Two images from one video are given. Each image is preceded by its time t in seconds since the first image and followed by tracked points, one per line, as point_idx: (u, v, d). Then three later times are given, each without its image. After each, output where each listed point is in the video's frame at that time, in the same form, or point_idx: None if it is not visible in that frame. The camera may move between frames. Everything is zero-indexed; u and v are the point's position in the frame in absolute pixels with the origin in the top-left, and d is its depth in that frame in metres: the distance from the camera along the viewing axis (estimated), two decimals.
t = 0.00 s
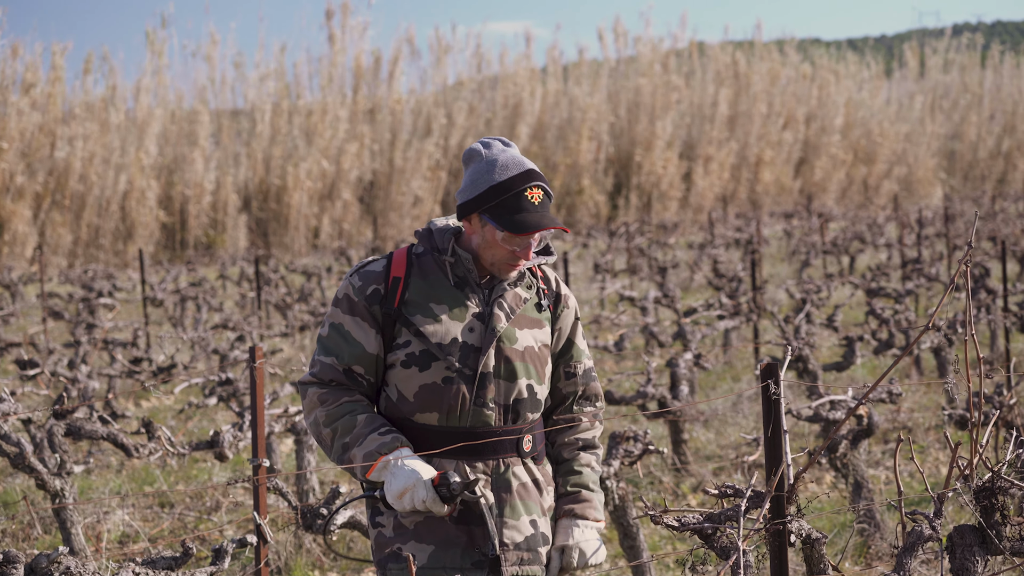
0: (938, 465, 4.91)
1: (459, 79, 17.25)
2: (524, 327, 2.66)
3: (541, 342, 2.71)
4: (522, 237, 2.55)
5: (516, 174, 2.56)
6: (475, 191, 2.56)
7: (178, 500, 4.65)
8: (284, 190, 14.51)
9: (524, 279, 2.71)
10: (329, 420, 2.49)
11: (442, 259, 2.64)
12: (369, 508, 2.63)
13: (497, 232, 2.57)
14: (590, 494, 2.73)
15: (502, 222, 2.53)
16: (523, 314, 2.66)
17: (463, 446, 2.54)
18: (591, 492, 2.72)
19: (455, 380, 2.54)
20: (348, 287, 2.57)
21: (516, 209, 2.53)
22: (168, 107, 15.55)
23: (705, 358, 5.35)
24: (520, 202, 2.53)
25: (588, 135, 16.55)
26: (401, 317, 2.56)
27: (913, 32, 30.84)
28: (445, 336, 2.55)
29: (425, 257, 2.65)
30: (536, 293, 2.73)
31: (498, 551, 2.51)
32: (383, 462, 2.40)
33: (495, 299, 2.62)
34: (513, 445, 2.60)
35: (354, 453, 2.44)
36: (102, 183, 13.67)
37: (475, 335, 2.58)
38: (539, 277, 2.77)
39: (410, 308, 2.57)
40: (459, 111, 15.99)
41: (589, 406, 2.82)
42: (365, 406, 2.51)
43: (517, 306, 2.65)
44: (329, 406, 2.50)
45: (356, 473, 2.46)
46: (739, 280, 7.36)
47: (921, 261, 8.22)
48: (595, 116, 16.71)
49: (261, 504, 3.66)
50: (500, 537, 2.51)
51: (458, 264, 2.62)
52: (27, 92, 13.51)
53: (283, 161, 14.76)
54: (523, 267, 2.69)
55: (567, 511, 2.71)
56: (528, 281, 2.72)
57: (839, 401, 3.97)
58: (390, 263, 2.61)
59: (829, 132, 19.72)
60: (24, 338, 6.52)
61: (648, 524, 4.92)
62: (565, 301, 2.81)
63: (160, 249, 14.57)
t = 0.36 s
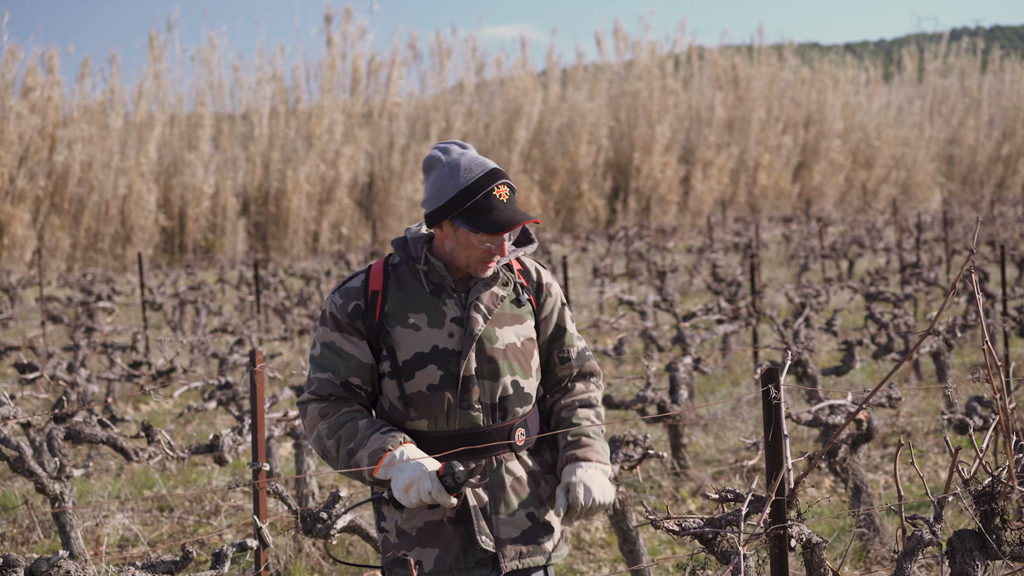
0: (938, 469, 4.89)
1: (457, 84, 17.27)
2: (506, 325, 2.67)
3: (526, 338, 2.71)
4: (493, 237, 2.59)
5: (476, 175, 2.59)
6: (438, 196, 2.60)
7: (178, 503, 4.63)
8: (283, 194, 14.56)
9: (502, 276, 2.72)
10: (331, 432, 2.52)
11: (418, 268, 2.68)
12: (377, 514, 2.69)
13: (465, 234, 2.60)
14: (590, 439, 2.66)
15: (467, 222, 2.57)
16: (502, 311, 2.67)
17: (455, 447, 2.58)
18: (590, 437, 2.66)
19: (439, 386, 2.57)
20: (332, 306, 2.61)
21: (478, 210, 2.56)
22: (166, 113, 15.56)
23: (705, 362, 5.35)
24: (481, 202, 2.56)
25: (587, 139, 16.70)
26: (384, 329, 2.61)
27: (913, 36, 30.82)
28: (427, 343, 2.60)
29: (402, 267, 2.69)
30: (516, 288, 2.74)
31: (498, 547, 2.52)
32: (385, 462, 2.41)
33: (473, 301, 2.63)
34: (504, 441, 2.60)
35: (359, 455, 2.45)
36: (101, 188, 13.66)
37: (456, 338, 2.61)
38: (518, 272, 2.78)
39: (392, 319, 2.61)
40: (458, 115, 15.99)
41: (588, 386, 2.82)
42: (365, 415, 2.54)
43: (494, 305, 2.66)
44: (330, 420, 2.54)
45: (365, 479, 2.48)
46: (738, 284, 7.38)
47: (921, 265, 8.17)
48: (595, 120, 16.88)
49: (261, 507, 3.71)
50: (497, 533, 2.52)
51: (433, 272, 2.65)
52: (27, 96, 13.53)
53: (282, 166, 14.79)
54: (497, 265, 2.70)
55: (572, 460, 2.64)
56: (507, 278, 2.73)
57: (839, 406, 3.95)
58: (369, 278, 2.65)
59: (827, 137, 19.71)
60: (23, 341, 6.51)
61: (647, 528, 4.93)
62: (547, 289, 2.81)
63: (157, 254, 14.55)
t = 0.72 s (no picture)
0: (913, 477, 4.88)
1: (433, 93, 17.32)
2: (497, 322, 2.78)
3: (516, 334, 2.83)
4: (482, 236, 2.68)
5: (455, 179, 2.67)
6: (420, 205, 2.68)
7: (151, 513, 4.62)
8: (259, 203, 14.41)
9: (487, 273, 2.83)
10: (366, 433, 2.51)
11: (407, 272, 2.74)
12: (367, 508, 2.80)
13: (452, 238, 2.69)
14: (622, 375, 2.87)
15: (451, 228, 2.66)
16: (492, 309, 2.77)
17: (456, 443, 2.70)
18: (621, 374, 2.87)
19: (439, 385, 2.67)
20: (331, 315, 2.65)
21: (461, 214, 2.65)
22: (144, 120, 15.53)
23: (679, 371, 5.41)
24: (463, 206, 2.66)
25: (564, 149, 16.45)
26: (384, 333, 2.67)
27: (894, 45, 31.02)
28: (427, 344, 2.68)
29: (391, 271, 2.74)
30: (502, 285, 2.85)
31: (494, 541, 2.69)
32: (440, 450, 2.44)
33: (464, 301, 2.73)
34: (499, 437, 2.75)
35: (409, 447, 2.46)
36: (77, 195, 13.61)
37: (453, 338, 2.70)
38: (501, 266, 2.89)
39: (391, 323, 2.68)
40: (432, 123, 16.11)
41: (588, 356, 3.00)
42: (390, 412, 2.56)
43: (484, 303, 2.77)
44: (361, 422, 2.54)
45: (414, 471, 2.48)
46: (714, 294, 7.45)
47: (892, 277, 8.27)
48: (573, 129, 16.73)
49: (233, 517, 3.68)
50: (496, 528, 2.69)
51: (423, 275, 2.73)
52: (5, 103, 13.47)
53: (259, 174, 14.82)
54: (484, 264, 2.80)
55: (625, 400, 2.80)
56: (491, 275, 2.83)
57: (813, 416, 3.98)
58: (361, 285, 2.70)
59: (804, 147, 19.75)
60: None
61: (621, 538, 4.93)
62: (530, 281, 2.95)
63: (133, 262, 14.47)
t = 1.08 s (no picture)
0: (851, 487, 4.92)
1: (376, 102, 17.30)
2: (538, 337, 2.90)
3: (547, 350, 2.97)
4: (527, 253, 2.75)
5: (514, 192, 2.71)
6: (477, 216, 2.70)
7: (92, 521, 4.63)
8: (203, 211, 14.54)
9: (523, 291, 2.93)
10: (484, 438, 2.47)
11: (464, 285, 2.75)
12: (400, 519, 2.72)
13: (504, 250, 2.72)
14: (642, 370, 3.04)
15: (511, 240, 2.70)
16: (537, 327, 2.90)
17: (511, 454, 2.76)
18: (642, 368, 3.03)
19: (505, 399, 2.74)
20: (410, 324, 2.60)
21: (522, 227, 2.70)
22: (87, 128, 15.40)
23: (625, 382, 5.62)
24: (524, 219, 2.71)
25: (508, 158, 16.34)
26: (458, 343, 2.68)
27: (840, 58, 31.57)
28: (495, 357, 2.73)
29: (447, 281, 2.74)
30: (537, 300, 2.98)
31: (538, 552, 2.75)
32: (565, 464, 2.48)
33: (516, 317, 2.82)
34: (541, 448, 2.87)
35: (528, 457, 2.46)
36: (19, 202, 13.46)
37: (512, 352, 2.79)
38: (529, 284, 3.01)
39: (464, 333, 2.69)
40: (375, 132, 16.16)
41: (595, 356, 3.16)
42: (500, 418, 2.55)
43: (531, 320, 2.87)
44: (476, 426, 2.49)
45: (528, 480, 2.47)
46: (657, 303, 7.73)
47: (834, 287, 8.45)
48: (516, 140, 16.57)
49: (172, 525, 3.68)
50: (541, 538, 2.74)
51: (483, 289, 2.76)
52: None
53: (203, 182, 14.83)
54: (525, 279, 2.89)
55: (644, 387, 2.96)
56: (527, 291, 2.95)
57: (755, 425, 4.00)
58: (427, 294, 2.67)
59: (746, 156, 19.83)
60: None
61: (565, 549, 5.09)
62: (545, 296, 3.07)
63: (75, 270, 14.33)
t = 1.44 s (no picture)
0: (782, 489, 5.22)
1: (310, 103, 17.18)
2: (540, 340, 3.30)
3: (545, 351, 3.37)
4: (547, 260, 3.07)
5: (547, 200, 3.02)
6: (508, 214, 3.01)
7: (23, 523, 4.59)
8: (136, 210, 14.41)
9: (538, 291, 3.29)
10: (474, 437, 2.82)
11: (485, 279, 3.09)
12: (390, 503, 3.25)
13: (523, 251, 3.04)
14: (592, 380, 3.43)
15: (532, 243, 3.01)
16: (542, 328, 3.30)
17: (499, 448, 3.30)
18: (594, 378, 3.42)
19: (505, 395, 3.14)
20: (424, 312, 2.94)
21: (548, 233, 3.01)
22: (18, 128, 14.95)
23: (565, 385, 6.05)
24: (551, 225, 3.02)
25: (443, 159, 16.31)
26: (469, 337, 3.04)
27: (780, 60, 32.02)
28: (501, 354, 3.11)
29: (466, 274, 3.08)
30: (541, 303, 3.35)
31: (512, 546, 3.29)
32: (537, 473, 2.82)
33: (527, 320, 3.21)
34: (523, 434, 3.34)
35: (508, 458, 2.82)
36: None
37: (514, 349, 3.17)
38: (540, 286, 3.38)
39: (476, 328, 3.04)
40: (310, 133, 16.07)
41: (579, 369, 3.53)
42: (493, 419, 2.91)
43: (537, 323, 3.28)
44: (468, 423, 2.84)
45: (507, 480, 2.83)
46: (590, 304, 8.12)
47: (767, 288, 8.85)
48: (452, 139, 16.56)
49: (102, 526, 3.54)
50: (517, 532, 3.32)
51: (501, 284, 3.09)
52: None
53: (136, 182, 14.76)
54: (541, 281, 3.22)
55: (597, 397, 3.30)
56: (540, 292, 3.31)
57: (687, 425, 4.07)
58: (447, 286, 3.00)
59: (681, 158, 19.83)
60: None
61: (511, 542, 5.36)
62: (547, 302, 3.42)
63: (5, 271, 13.84)
